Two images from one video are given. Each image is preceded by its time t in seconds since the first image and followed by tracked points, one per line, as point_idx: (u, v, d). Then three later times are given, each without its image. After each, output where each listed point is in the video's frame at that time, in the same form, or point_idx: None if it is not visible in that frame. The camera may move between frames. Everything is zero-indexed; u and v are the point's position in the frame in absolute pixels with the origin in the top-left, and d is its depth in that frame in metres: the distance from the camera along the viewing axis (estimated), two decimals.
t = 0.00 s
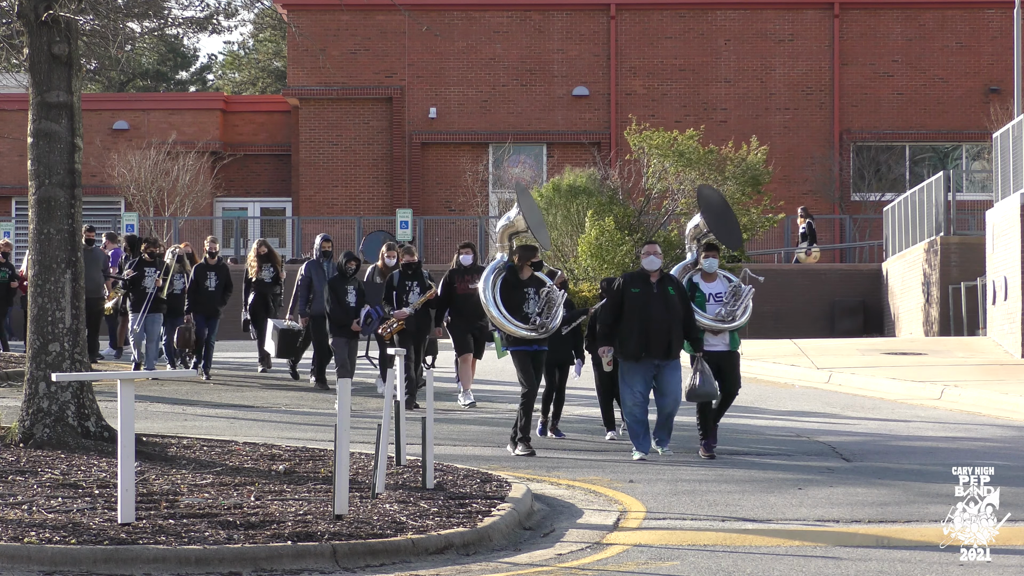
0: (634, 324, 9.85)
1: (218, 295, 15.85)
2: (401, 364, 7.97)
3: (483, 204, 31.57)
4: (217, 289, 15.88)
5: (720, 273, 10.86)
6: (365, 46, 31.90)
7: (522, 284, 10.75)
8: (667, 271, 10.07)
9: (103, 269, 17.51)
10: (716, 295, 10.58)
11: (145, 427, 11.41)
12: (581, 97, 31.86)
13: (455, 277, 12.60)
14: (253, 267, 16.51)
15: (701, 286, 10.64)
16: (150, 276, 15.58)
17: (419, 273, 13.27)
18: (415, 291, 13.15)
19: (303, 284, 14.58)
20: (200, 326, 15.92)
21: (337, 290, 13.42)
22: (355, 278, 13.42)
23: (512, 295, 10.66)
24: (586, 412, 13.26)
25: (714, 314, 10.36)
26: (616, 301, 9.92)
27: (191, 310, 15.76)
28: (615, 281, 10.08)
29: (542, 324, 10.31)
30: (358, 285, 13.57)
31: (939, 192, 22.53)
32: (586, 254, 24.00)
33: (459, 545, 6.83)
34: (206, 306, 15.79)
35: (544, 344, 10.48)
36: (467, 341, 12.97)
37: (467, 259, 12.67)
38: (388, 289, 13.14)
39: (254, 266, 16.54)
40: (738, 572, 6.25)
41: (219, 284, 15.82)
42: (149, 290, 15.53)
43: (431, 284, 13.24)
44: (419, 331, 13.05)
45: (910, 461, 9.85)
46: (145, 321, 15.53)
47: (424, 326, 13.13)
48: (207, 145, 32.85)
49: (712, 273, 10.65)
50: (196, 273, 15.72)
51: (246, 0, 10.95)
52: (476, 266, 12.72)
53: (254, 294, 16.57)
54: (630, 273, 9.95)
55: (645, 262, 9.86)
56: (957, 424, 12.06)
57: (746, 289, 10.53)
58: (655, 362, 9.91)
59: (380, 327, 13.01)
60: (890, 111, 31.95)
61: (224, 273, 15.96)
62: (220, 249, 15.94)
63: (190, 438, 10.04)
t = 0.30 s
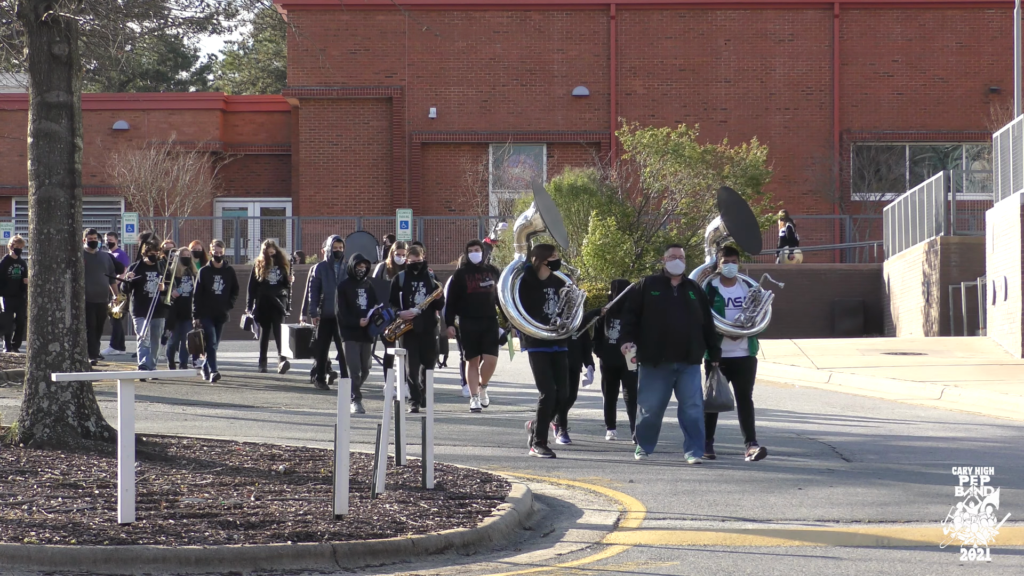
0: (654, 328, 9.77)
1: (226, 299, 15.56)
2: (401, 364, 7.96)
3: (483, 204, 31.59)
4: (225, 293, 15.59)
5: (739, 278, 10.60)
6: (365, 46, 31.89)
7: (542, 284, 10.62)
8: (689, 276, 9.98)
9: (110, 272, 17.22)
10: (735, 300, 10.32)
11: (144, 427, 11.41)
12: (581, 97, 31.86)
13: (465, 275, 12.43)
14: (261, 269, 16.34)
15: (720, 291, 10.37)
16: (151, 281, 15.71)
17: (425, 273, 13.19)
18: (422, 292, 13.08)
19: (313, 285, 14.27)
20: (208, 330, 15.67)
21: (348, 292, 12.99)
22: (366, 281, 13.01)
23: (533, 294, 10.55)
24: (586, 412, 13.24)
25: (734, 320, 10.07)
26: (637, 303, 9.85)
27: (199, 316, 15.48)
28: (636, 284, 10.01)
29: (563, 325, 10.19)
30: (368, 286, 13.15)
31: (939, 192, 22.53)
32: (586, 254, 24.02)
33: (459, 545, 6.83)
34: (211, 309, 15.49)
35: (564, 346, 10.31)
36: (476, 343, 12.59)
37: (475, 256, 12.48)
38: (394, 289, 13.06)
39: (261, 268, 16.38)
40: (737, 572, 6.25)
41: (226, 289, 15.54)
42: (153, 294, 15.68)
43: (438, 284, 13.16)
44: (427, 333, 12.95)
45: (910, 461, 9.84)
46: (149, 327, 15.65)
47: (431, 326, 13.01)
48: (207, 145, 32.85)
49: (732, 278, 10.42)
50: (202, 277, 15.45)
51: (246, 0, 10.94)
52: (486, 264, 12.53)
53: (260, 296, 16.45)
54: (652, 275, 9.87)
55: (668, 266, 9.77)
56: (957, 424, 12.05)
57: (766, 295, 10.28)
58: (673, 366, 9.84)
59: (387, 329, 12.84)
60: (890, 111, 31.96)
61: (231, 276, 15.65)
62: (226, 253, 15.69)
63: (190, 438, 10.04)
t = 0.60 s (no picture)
0: (669, 325, 9.67)
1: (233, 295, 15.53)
2: (400, 363, 7.96)
3: (483, 204, 31.58)
4: (232, 290, 15.57)
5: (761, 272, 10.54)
6: (365, 46, 31.89)
7: (562, 286, 10.45)
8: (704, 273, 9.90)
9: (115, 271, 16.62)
10: (756, 295, 10.29)
11: (144, 427, 11.41)
12: (581, 97, 31.85)
13: (476, 278, 12.50)
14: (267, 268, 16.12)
15: (741, 287, 10.35)
16: (155, 276, 15.58)
17: (436, 277, 13.30)
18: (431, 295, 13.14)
19: (325, 287, 13.99)
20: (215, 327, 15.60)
21: (359, 291, 12.64)
22: (379, 281, 12.62)
23: (552, 295, 10.40)
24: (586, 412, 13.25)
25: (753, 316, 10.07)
26: (650, 302, 9.78)
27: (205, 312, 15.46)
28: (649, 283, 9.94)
29: (580, 328, 10.02)
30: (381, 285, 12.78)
31: (938, 191, 22.53)
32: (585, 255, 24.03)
33: (459, 545, 6.83)
34: (219, 308, 15.45)
35: (584, 349, 10.14)
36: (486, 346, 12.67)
37: (490, 260, 12.54)
38: (405, 291, 13.12)
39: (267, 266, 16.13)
40: (738, 572, 6.25)
41: (234, 286, 15.50)
42: (155, 291, 15.50)
43: (448, 289, 13.28)
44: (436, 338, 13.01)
45: (909, 461, 9.85)
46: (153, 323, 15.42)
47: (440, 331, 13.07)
48: (207, 145, 32.85)
49: (752, 273, 10.38)
50: (211, 274, 15.39)
51: (246, 1, 10.94)
52: (500, 270, 12.62)
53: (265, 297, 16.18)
54: (664, 273, 9.81)
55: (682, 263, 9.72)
56: (957, 424, 12.06)
57: (787, 290, 10.22)
58: (691, 364, 9.68)
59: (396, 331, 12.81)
60: (890, 111, 31.95)
61: (239, 273, 15.63)
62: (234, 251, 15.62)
63: (190, 438, 10.05)
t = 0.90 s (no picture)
0: (680, 330, 9.42)
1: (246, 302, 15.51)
2: (401, 364, 7.96)
3: (483, 204, 31.60)
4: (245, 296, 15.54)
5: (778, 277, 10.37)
6: (365, 46, 31.89)
7: (583, 284, 10.29)
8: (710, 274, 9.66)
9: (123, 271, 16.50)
10: (773, 300, 10.12)
11: (144, 427, 11.41)
12: (581, 97, 31.85)
13: (487, 274, 12.33)
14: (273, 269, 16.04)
15: (758, 291, 10.18)
16: (163, 281, 15.38)
17: (450, 273, 13.12)
18: (445, 292, 12.97)
19: (337, 287, 13.97)
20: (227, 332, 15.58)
21: (371, 289, 13.04)
22: (389, 278, 13.00)
23: (572, 293, 10.23)
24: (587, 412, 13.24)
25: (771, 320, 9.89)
26: (659, 307, 9.50)
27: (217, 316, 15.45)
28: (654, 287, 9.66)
29: (598, 327, 9.84)
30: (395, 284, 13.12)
31: (938, 191, 22.53)
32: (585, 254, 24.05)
33: (459, 545, 6.83)
34: (230, 313, 15.41)
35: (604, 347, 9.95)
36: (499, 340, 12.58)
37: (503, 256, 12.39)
38: (418, 289, 12.96)
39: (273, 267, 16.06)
40: (738, 572, 6.25)
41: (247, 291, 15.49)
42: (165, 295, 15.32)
43: (462, 284, 13.12)
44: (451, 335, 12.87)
45: (911, 461, 9.84)
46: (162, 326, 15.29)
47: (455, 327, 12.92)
48: (207, 144, 32.85)
49: (769, 278, 10.21)
50: (224, 280, 15.33)
51: (246, 0, 10.93)
52: (513, 265, 12.48)
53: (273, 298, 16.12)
54: (671, 277, 9.54)
55: (685, 267, 9.46)
56: (957, 424, 12.06)
57: (805, 293, 10.03)
58: (703, 368, 9.46)
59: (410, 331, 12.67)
60: (890, 111, 31.96)
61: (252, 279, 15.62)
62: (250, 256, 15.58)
63: (190, 438, 10.05)
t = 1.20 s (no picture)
0: (688, 331, 9.35)
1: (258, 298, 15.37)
2: (401, 364, 7.95)
3: (483, 204, 31.59)
4: (257, 293, 15.38)
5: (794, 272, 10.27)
6: (365, 46, 31.88)
7: (598, 290, 10.16)
8: (726, 278, 9.59)
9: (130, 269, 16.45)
10: (789, 293, 10.01)
11: (145, 426, 11.40)
12: (581, 97, 31.86)
13: (501, 280, 12.18)
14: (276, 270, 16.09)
15: (774, 285, 10.08)
16: (176, 277, 15.25)
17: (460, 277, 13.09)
18: (456, 296, 12.97)
19: (349, 290, 13.80)
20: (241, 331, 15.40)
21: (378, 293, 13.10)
22: (395, 282, 13.03)
23: (586, 300, 10.11)
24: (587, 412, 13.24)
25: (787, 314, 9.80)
26: (670, 307, 9.49)
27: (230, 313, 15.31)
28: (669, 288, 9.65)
29: (612, 332, 9.69)
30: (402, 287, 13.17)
31: (938, 191, 22.52)
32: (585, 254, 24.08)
33: (459, 546, 6.83)
34: (246, 310, 15.29)
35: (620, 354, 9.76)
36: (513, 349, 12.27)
37: (512, 260, 12.26)
38: (428, 293, 12.97)
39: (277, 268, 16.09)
40: (737, 572, 6.26)
41: (259, 289, 15.33)
42: (179, 292, 15.24)
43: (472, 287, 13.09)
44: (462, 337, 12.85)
45: (911, 461, 9.84)
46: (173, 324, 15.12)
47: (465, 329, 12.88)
48: (207, 145, 32.85)
49: (785, 271, 10.12)
50: (236, 277, 15.20)
51: (246, 0, 10.93)
52: (524, 270, 12.31)
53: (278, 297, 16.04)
54: (685, 278, 9.52)
55: (699, 267, 9.42)
56: (957, 424, 12.06)
57: (821, 287, 9.95)
58: (710, 371, 9.36)
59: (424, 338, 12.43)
60: (890, 111, 31.95)
61: (264, 276, 15.44)
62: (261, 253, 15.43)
63: (190, 438, 10.05)
